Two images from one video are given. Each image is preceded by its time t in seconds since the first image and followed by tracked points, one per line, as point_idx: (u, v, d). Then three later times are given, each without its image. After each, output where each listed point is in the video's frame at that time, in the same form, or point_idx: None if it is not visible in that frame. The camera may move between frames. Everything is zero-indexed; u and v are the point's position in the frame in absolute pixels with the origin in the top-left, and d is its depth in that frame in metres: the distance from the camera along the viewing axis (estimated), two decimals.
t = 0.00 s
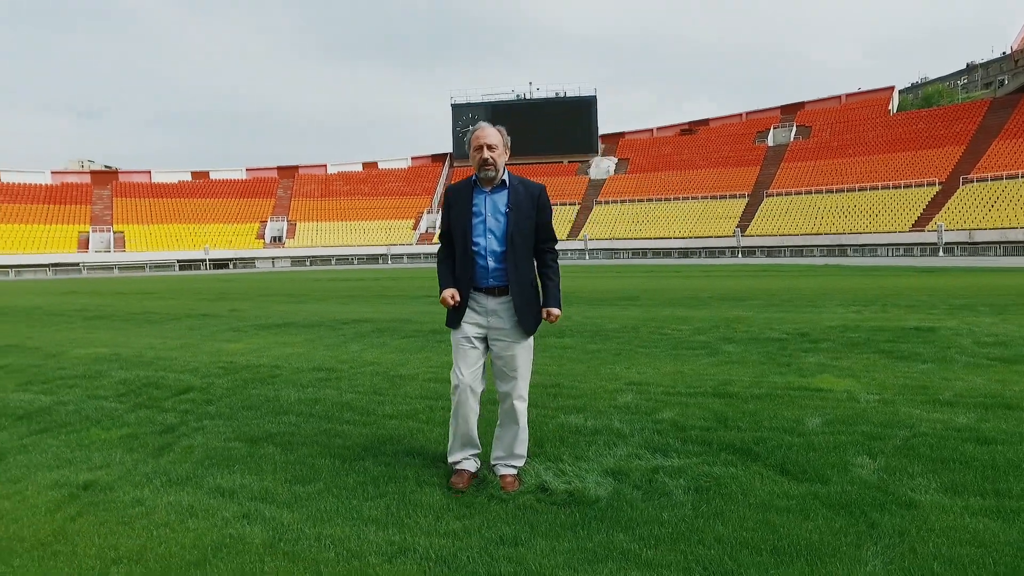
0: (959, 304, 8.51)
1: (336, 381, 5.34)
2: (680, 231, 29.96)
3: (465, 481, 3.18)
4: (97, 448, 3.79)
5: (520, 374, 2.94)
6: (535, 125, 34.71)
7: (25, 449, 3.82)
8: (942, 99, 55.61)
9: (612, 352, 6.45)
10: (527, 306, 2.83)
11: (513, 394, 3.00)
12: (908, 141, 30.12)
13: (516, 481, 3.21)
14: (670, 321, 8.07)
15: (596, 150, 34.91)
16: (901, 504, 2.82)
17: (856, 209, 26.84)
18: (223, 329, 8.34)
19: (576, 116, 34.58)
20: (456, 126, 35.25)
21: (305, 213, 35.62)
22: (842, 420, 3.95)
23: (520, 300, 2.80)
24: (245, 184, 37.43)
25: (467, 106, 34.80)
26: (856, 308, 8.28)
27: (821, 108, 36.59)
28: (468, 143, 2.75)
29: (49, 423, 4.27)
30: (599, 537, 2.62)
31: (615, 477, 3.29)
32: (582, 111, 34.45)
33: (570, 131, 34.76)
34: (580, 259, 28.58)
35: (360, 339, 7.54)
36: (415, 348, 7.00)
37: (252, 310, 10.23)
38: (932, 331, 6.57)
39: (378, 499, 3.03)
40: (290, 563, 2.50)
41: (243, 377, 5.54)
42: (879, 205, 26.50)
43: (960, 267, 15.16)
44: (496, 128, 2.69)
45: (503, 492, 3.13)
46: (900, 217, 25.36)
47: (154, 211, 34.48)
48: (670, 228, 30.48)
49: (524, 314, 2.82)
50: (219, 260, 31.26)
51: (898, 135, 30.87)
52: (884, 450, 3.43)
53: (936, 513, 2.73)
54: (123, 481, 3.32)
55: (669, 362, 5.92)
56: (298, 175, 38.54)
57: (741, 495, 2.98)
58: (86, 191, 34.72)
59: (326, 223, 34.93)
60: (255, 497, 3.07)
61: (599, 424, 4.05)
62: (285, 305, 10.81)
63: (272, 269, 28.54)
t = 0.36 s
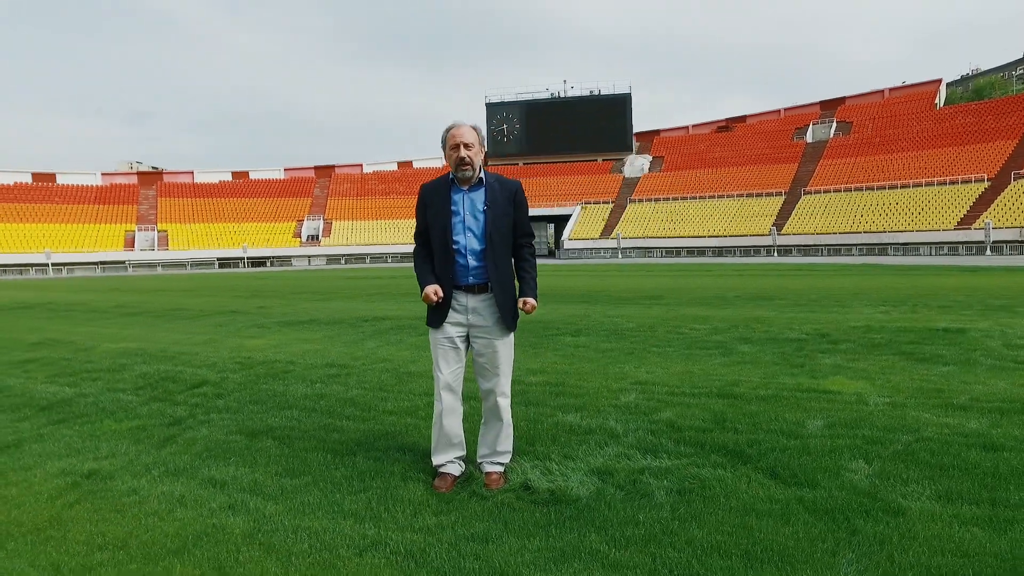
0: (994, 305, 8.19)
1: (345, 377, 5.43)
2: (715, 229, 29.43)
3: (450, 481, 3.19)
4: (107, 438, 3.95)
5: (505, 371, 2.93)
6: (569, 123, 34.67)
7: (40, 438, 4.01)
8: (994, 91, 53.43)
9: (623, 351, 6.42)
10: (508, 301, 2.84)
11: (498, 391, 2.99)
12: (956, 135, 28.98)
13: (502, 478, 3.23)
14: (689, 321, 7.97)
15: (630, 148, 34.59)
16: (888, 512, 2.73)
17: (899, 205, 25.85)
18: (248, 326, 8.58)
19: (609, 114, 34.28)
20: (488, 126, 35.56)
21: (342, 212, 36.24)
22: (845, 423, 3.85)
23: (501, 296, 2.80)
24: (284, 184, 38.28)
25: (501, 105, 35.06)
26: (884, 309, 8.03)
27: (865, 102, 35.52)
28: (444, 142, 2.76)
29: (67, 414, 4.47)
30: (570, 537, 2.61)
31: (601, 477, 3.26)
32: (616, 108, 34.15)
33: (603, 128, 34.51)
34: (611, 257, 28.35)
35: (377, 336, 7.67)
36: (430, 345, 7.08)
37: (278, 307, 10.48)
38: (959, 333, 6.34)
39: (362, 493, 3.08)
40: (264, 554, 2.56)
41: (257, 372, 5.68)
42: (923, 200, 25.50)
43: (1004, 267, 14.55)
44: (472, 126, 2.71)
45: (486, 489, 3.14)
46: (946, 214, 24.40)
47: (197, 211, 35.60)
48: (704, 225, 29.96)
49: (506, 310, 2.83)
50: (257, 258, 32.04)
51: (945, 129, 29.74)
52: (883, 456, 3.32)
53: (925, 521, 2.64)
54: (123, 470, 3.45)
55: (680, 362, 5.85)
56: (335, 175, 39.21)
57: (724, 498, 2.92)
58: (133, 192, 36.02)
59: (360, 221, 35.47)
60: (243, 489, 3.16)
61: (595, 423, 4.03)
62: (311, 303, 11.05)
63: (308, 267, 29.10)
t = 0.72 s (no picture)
0: None
1: (353, 374, 5.51)
2: (752, 227, 28.80)
3: (434, 478, 3.22)
4: (115, 430, 4.09)
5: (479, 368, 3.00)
6: (602, 121, 34.45)
7: (54, 429, 4.18)
8: None
9: (636, 350, 6.36)
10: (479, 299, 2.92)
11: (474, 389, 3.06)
12: (1006, 129, 27.74)
13: (487, 476, 3.23)
14: (709, 321, 7.83)
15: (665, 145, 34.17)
16: (873, 521, 2.63)
17: (943, 203, 24.89)
18: (272, 323, 8.77)
19: (643, 112, 33.91)
20: (522, 125, 35.65)
21: (377, 211, 36.70)
22: (847, 428, 3.72)
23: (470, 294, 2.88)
24: (321, 184, 39.00)
25: (534, 104, 35.19)
26: (915, 311, 7.74)
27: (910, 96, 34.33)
28: (412, 142, 2.86)
29: (83, 405, 4.65)
30: (539, 538, 2.59)
31: (584, 478, 3.23)
32: (651, 106, 33.70)
33: (638, 126, 34.10)
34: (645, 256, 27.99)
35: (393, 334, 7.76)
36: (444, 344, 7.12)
37: (302, 305, 10.68)
38: (989, 336, 6.07)
39: (344, 489, 3.12)
40: (238, 546, 2.61)
41: (269, 368, 5.81)
42: (970, 198, 24.47)
43: None
44: (438, 125, 2.80)
45: (468, 488, 3.15)
46: (993, 212, 23.34)
47: (236, 210, 36.60)
48: (740, 223, 29.37)
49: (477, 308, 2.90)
50: (294, 256, 32.72)
51: (995, 123, 28.49)
52: (881, 463, 3.20)
53: (911, 533, 2.53)
54: (124, 462, 3.57)
55: (691, 362, 5.76)
56: (370, 174, 39.72)
57: (704, 503, 2.85)
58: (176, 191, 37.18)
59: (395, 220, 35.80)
60: (231, 482, 3.23)
61: (590, 424, 4.00)
62: (337, 301, 11.23)
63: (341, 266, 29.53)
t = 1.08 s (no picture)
0: None
1: (369, 371, 5.63)
2: (794, 226, 28.18)
3: (426, 474, 3.28)
4: (135, 421, 4.29)
5: (461, 364, 3.18)
6: (643, 119, 34.03)
7: (79, 419, 4.39)
8: None
9: (654, 351, 6.29)
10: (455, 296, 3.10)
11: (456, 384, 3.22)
12: None
13: (478, 473, 3.27)
14: (735, 321, 7.70)
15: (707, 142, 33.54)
16: (859, 530, 2.54)
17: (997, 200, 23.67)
18: (302, 320, 9.01)
19: (685, 108, 33.39)
20: (562, 123, 35.53)
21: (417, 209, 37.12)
22: (854, 433, 3.60)
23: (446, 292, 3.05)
24: (363, 183, 39.70)
25: (574, 102, 34.98)
26: (953, 312, 7.44)
27: (967, 88, 32.84)
28: (393, 144, 3.03)
29: (111, 396, 4.88)
30: (513, 535, 2.60)
31: (574, 477, 3.22)
32: (693, 102, 33.13)
33: (679, 123, 33.57)
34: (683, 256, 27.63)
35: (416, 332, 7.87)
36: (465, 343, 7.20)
37: (333, 302, 10.91)
38: None
39: (336, 482, 3.19)
40: (226, 534, 2.71)
41: (291, 364, 5.98)
42: None
43: None
44: (417, 128, 2.96)
45: (456, 485, 3.19)
46: None
47: (281, 210, 37.62)
48: (783, 222, 28.70)
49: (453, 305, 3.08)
50: (336, 255, 33.46)
51: None
52: (880, 469, 3.09)
53: (897, 542, 2.43)
54: (136, 451, 3.73)
55: (708, 363, 5.67)
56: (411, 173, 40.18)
57: (687, 506, 2.81)
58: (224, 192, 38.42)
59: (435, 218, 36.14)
60: (231, 473, 3.35)
61: (591, 424, 3.98)
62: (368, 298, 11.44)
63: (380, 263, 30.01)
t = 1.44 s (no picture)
0: None
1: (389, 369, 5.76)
2: (843, 225, 27.18)
3: (422, 472, 3.36)
4: (160, 413, 4.51)
5: (450, 362, 3.33)
6: (687, 117, 33.50)
7: (110, 410, 4.65)
8: None
9: (675, 353, 6.23)
10: (442, 295, 3.26)
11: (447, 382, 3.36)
12: None
13: (472, 473, 3.34)
14: (765, 322, 7.53)
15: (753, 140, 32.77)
16: (843, 541, 2.47)
17: None
18: (336, 318, 9.26)
19: (733, 105, 32.64)
20: (605, 122, 35.27)
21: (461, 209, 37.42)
22: (861, 441, 3.49)
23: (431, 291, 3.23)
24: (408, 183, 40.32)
25: (618, 100, 34.64)
26: (999, 316, 7.10)
27: None
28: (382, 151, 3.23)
29: (142, 390, 5.12)
30: (490, 536, 2.64)
31: (565, 479, 3.23)
32: (739, 100, 32.41)
33: (725, 121, 32.91)
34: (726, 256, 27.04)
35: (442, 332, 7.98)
36: (489, 344, 7.28)
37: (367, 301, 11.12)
38: None
39: (334, 478, 3.29)
40: (221, 524, 2.84)
41: (315, 361, 6.17)
42: None
43: None
44: (403, 135, 3.15)
45: (450, 483, 3.26)
46: None
47: (328, 210, 38.55)
48: (832, 221, 27.74)
49: (438, 303, 3.24)
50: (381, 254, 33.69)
51: None
52: (880, 480, 2.99)
53: (880, 556, 2.36)
54: (156, 442, 3.93)
55: (729, 366, 5.57)
56: (455, 173, 40.53)
57: (671, 511, 2.78)
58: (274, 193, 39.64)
59: (478, 217, 36.37)
60: (238, 466, 3.49)
61: (595, 426, 3.97)
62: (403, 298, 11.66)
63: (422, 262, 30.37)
